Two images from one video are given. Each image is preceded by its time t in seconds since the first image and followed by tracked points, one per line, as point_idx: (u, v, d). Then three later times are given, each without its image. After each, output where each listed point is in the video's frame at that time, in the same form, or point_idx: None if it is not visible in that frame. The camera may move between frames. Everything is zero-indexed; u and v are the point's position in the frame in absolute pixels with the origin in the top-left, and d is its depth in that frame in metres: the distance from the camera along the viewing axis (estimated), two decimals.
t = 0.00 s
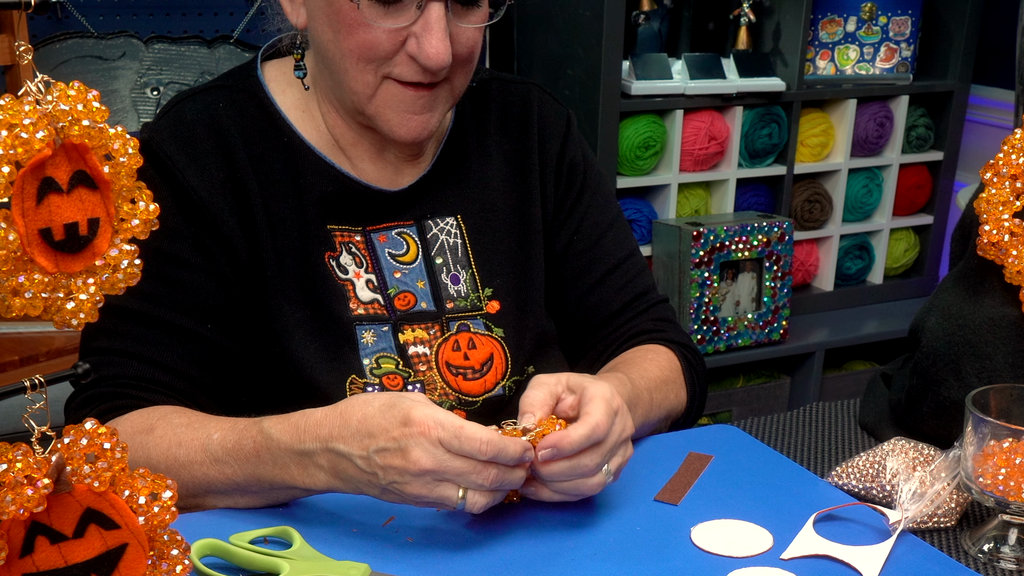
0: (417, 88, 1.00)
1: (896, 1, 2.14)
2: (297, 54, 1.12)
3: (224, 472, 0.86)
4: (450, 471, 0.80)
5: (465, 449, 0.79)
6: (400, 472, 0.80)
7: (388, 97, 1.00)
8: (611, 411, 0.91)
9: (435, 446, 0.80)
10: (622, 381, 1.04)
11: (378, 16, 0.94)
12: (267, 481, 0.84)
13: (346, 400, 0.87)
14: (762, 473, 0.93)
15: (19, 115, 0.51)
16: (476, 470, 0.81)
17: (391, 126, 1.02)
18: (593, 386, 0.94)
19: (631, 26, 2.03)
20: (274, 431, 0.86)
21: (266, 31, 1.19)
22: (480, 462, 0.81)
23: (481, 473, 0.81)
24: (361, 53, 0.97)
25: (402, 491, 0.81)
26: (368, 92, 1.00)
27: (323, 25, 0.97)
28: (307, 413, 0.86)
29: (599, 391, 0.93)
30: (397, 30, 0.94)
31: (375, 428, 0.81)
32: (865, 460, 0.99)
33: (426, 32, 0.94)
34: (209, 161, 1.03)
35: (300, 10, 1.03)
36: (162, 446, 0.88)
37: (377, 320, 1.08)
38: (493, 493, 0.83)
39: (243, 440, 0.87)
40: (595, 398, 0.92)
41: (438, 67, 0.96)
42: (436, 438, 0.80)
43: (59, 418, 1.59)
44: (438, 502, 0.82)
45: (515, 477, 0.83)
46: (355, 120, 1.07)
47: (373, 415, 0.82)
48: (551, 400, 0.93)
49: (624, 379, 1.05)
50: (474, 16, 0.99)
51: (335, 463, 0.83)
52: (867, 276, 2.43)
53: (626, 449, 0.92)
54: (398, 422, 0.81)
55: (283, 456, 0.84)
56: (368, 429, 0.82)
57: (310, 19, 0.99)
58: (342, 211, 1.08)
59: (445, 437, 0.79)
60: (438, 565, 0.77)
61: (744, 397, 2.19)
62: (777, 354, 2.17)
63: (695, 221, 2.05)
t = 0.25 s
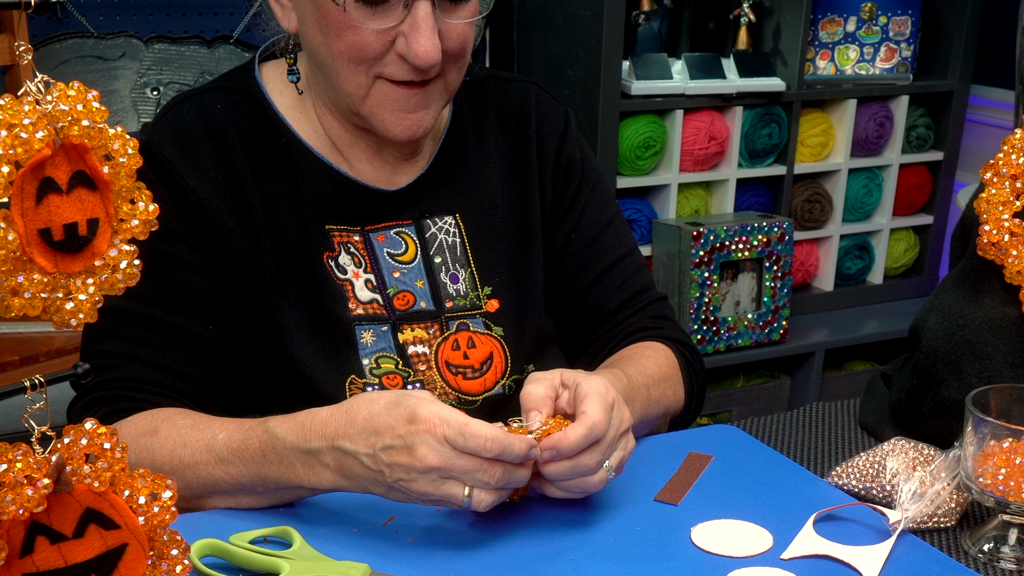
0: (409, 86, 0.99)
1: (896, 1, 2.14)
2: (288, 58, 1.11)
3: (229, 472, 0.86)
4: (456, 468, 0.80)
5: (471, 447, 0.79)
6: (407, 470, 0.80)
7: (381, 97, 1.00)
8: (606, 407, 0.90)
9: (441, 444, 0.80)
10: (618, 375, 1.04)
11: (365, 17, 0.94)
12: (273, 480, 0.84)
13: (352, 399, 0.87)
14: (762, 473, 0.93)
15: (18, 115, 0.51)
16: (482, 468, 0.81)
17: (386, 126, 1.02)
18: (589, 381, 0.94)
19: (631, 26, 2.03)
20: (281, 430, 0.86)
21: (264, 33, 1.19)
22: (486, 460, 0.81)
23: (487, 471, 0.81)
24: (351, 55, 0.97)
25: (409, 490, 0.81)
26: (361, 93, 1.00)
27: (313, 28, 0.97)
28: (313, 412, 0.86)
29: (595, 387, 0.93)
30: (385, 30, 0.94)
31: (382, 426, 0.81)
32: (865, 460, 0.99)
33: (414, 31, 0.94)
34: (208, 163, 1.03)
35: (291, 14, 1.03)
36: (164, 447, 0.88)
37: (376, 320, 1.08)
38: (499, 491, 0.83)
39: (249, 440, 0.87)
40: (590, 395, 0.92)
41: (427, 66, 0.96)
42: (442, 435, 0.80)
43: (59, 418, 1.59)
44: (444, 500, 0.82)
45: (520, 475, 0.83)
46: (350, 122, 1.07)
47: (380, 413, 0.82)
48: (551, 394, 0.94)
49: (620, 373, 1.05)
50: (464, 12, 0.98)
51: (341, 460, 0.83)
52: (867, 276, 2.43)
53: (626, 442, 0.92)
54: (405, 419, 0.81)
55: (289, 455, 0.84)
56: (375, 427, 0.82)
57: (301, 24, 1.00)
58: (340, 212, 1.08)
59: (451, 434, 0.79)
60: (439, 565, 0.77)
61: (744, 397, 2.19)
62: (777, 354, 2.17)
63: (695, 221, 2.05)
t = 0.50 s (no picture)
0: (403, 86, 0.99)
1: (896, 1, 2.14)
2: (282, 63, 1.11)
3: (232, 473, 0.86)
4: (461, 469, 0.80)
5: (476, 447, 0.79)
6: (412, 470, 0.80)
7: (375, 98, 1.00)
8: (619, 423, 0.88)
9: (445, 444, 0.80)
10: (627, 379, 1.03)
11: (356, 20, 0.94)
12: (276, 481, 0.84)
13: (355, 399, 0.87)
14: (762, 472, 0.93)
15: (18, 115, 0.51)
16: (486, 468, 0.81)
17: (383, 127, 1.02)
18: (604, 393, 0.93)
19: (631, 26, 2.03)
20: (284, 432, 0.86)
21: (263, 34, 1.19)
22: (490, 460, 0.81)
23: (492, 471, 0.81)
24: (344, 58, 0.97)
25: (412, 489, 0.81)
26: (356, 94, 1.00)
27: (306, 33, 0.98)
28: (316, 414, 0.86)
29: (610, 399, 0.91)
30: (377, 32, 0.94)
31: (385, 427, 0.81)
32: (865, 460, 0.99)
33: (405, 32, 0.94)
34: (208, 164, 1.03)
35: (285, 20, 1.03)
36: (165, 448, 0.88)
37: (376, 320, 1.08)
38: (504, 491, 0.83)
39: (252, 442, 0.87)
40: (604, 407, 0.90)
41: (420, 66, 0.95)
42: (447, 435, 0.80)
43: (59, 418, 1.59)
44: (450, 499, 0.82)
45: (524, 474, 0.83)
46: (347, 123, 1.07)
47: (384, 414, 0.82)
48: (559, 396, 0.93)
49: (628, 376, 1.05)
50: (456, 9, 0.97)
51: (345, 462, 0.83)
52: (867, 276, 2.43)
53: (626, 458, 0.90)
54: (409, 420, 0.81)
55: (291, 456, 0.84)
56: (379, 427, 0.82)
57: (295, 28, 1.00)
58: (340, 212, 1.08)
59: (456, 435, 0.79)
60: (440, 565, 0.77)
61: (744, 397, 2.19)
62: (777, 354, 2.17)
63: (695, 221, 2.05)
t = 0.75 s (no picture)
0: (400, 86, 0.99)
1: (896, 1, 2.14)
2: (280, 66, 1.11)
3: (231, 474, 0.86)
4: (458, 471, 0.80)
5: (472, 449, 0.79)
6: (409, 472, 0.80)
7: (373, 99, 1.00)
8: (622, 429, 0.88)
9: (443, 447, 0.80)
10: (636, 384, 1.03)
11: (352, 22, 0.94)
12: (275, 482, 0.84)
13: (354, 401, 0.87)
14: (762, 472, 0.93)
15: (19, 115, 0.51)
16: (484, 470, 0.81)
17: (381, 128, 1.02)
18: (610, 398, 0.93)
19: (631, 26, 2.03)
20: (283, 433, 0.86)
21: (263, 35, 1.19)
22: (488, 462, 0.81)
23: (489, 472, 0.81)
24: (341, 60, 0.97)
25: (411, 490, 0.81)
26: (354, 96, 1.00)
27: (302, 36, 0.98)
28: (315, 415, 0.86)
29: (616, 404, 0.91)
30: (373, 34, 0.94)
31: (383, 429, 0.81)
32: (865, 460, 0.99)
33: (401, 33, 0.94)
34: (206, 164, 1.03)
35: (281, 22, 1.03)
36: (164, 449, 0.88)
37: (375, 320, 1.08)
38: (503, 492, 0.83)
39: (251, 443, 0.87)
40: (609, 411, 0.90)
41: (416, 67, 0.95)
42: (443, 438, 0.80)
43: (59, 418, 1.59)
44: (449, 501, 0.82)
45: (523, 475, 0.83)
46: (345, 124, 1.07)
47: (381, 416, 0.82)
48: (561, 398, 0.93)
49: (638, 379, 1.05)
50: (451, 9, 0.97)
51: (344, 464, 0.83)
52: (867, 276, 2.43)
53: (626, 466, 0.89)
54: (406, 422, 0.81)
55: (291, 457, 0.84)
56: (376, 429, 0.82)
57: (291, 31, 1.00)
58: (339, 212, 1.08)
59: (453, 437, 0.79)
60: (439, 566, 0.77)
61: (744, 398, 2.19)
62: (777, 354, 2.17)
63: (695, 221, 2.05)
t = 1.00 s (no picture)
0: (399, 86, 0.99)
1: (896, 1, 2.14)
2: (279, 66, 1.10)
3: (230, 473, 0.86)
4: (457, 469, 0.80)
5: (471, 447, 0.79)
6: (408, 471, 0.80)
7: (372, 98, 1.00)
8: (625, 430, 0.88)
9: (441, 445, 0.80)
10: (645, 385, 1.04)
11: (349, 22, 0.94)
12: (275, 482, 0.84)
13: (353, 400, 0.87)
14: (763, 472, 0.93)
15: (18, 115, 0.51)
16: (484, 468, 0.80)
17: (381, 127, 1.02)
18: (615, 398, 0.92)
19: (631, 26, 2.03)
20: (283, 432, 0.86)
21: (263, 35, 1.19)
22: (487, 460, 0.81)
23: (488, 470, 0.81)
24: (339, 60, 0.97)
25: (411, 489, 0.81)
26: (353, 95, 1.00)
27: (301, 36, 0.98)
28: (315, 415, 0.86)
29: (620, 405, 0.91)
30: (370, 33, 0.94)
31: (381, 427, 0.81)
32: (865, 460, 0.99)
33: (398, 32, 0.94)
34: (205, 165, 1.03)
35: (279, 23, 1.03)
36: (164, 449, 0.88)
37: (375, 319, 1.08)
38: (502, 491, 0.83)
39: (250, 443, 0.87)
40: (612, 412, 0.90)
41: (415, 66, 0.95)
42: (442, 436, 0.80)
43: (59, 418, 1.59)
44: (448, 499, 0.82)
45: (522, 473, 0.83)
46: (344, 124, 1.07)
47: (380, 415, 0.82)
48: (561, 398, 0.93)
49: (646, 380, 1.05)
50: (449, 7, 0.97)
51: (343, 462, 0.83)
52: (867, 276, 2.43)
53: (627, 467, 0.89)
54: (405, 420, 0.81)
55: (290, 456, 0.84)
56: (375, 428, 0.82)
57: (289, 32, 1.00)
58: (339, 212, 1.08)
59: (451, 435, 0.79)
60: (439, 565, 0.77)
61: (744, 397, 2.19)
62: (777, 354, 2.17)
63: (695, 221, 2.05)
